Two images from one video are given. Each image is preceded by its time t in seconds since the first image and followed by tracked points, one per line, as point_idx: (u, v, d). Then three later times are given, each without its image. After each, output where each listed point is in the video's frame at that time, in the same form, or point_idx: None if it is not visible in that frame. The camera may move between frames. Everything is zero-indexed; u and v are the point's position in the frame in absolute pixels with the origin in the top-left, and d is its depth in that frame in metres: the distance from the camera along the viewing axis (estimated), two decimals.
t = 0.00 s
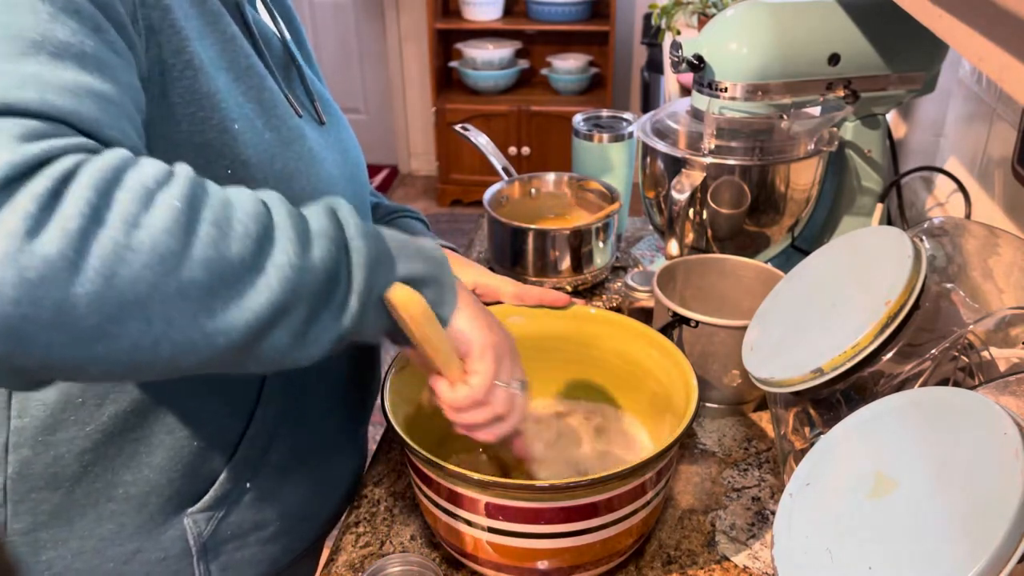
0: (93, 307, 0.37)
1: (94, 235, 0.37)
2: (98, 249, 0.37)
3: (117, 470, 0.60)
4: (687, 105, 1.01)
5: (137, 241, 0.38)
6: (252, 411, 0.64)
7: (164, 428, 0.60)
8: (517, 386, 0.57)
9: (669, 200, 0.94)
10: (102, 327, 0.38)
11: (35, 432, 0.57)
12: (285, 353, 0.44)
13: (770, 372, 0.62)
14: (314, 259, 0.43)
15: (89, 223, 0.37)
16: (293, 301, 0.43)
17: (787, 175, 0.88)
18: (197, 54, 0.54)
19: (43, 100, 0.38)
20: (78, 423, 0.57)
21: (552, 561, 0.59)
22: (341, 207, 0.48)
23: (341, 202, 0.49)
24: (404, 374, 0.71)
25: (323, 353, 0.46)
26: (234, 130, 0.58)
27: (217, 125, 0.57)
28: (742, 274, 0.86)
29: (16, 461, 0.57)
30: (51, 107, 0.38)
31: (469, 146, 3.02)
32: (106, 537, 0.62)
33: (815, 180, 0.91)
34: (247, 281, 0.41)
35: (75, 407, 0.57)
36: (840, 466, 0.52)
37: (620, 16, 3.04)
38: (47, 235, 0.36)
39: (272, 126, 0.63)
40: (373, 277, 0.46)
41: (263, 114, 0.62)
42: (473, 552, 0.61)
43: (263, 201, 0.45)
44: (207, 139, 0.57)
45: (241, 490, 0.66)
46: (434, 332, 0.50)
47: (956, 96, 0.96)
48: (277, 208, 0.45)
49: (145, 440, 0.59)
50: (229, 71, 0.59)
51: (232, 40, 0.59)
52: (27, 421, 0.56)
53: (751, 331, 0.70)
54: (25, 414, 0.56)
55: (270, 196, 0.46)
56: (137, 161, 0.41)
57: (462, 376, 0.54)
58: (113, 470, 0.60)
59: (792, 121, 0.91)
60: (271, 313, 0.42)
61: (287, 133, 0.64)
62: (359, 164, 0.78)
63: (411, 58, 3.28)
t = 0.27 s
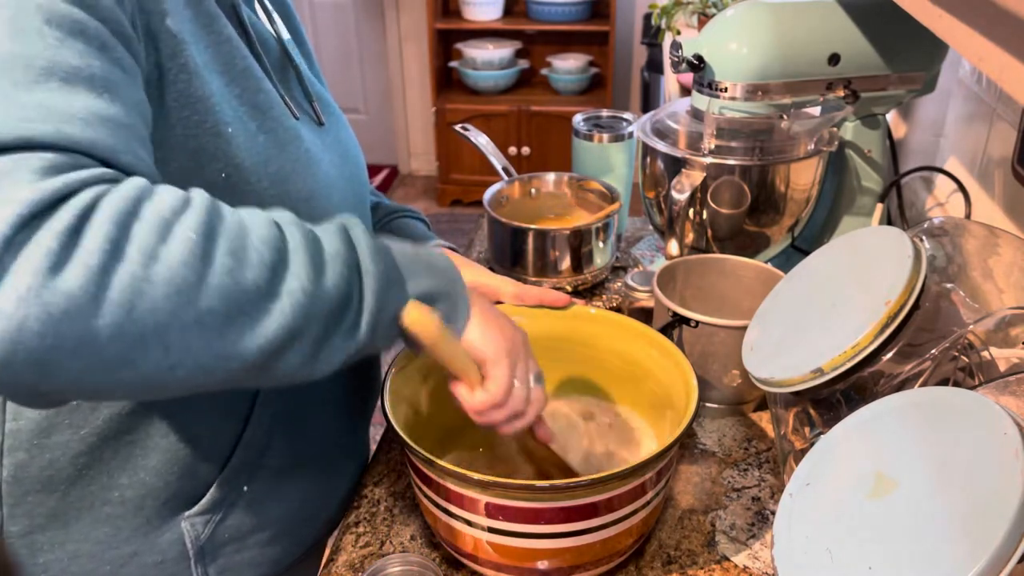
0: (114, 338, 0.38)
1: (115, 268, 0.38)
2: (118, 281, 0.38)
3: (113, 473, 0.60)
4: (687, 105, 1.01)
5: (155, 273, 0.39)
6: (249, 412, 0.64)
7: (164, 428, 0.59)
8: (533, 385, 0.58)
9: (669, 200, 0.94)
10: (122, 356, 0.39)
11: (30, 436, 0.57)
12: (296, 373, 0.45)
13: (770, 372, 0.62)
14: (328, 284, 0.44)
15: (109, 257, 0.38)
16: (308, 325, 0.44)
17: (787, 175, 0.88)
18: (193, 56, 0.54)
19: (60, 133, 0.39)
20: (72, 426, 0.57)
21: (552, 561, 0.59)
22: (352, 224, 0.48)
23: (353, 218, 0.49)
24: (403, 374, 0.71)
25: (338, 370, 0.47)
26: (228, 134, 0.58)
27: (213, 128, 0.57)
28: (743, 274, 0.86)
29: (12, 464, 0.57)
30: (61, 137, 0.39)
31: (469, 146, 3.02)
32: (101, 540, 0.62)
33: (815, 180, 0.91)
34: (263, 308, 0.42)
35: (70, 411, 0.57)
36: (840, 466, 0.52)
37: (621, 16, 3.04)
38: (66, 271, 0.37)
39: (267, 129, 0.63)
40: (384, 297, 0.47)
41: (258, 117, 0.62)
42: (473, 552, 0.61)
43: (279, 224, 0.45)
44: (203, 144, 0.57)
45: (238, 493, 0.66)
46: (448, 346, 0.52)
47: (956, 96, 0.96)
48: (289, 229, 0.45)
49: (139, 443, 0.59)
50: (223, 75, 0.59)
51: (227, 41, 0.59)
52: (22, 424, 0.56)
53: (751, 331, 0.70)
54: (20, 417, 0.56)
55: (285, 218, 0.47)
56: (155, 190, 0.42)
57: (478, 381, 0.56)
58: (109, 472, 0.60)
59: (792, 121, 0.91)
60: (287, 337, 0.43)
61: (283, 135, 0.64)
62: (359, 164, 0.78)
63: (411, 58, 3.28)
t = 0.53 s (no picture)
0: (122, 361, 0.39)
1: (125, 292, 0.39)
2: (128, 306, 0.39)
3: (109, 474, 0.59)
4: (687, 105, 1.01)
5: (163, 298, 0.40)
6: (246, 416, 0.64)
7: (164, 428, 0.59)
8: (555, 402, 0.55)
9: (669, 200, 0.94)
10: (131, 376, 0.40)
11: (27, 436, 0.56)
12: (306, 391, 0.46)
13: (769, 372, 0.62)
14: (336, 308, 0.45)
15: (119, 283, 0.39)
16: (316, 345, 0.45)
17: (787, 175, 0.88)
18: (188, 58, 0.54)
19: (65, 155, 0.39)
20: (70, 427, 0.57)
21: (552, 561, 0.59)
22: (367, 251, 0.49)
23: (367, 242, 0.50)
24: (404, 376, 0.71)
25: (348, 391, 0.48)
26: (225, 137, 0.58)
27: (209, 131, 0.56)
28: (743, 274, 0.86)
29: (8, 464, 0.57)
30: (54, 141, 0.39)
31: (469, 146, 3.01)
32: (97, 542, 0.61)
33: (815, 180, 0.91)
34: (269, 331, 0.43)
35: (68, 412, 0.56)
36: (840, 466, 0.52)
37: (621, 15, 3.04)
38: (80, 294, 0.38)
39: (266, 132, 0.63)
40: (394, 316, 0.48)
41: (256, 120, 0.62)
42: (473, 552, 0.61)
43: (289, 246, 0.46)
44: (199, 146, 0.56)
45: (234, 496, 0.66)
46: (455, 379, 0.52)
47: (956, 96, 0.96)
48: (301, 253, 0.46)
49: (137, 445, 0.59)
50: (221, 77, 0.59)
51: (225, 44, 0.59)
52: (19, 424, 0.56)
53: (751, 331, 0.70)
54: (16, 418, 0.56)
55: (297, 240, 0.47)
56: (167, 215, 0.43)
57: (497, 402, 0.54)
58: (105, 473, 0.59)
59: (792, 121, 0.91)
60: (292, 359, 0.44)
61: (280, 138, 0.64)
62: (359, 168, 0.78)
63: (411, 58, 3.28)
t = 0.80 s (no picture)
0: (131, 342, 0.39)
1: (134, 275, 0.39)
2: (138, 289, 0.39)
3: (106, 472, 0.60)
4: (687, 105, 1.01)
5: (172, 280, 0.40)
6: (242, 413, 0.63)
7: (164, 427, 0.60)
8: (529, 372, 0.58)
9: (669, 200, 0.94)
10: (140, 357, 0.40)
11: (23, 433, 0.57)
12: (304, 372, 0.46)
13: (769, 372, 0.62)
14: (336, 291, 0.45)
15: (128, 264, 0.39)
16: (317, 328, 0.45)
17: (787, 175, 0.88)
18: (185, 55, 0.54)
19: (73, 139, 0.39)
20: (65, 425, 0.57)
21: (552, 561, 0.59)
22: (360, 233, 0.49)
23: (359, 224, 0.50)
24: (402, 376, 0.71)
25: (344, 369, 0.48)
26: (221, 133, 0.58)
27: (205, 128, 0.57)
28: (743, 274, 0.86)
29: (7, 461, 0.58)
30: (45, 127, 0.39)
31: (469, 146, 3.02)
32: (94, 539, 0.62)
33: (815, 180, 0.91)
34: (273, 312, 0.44)
35: (62, 409, 0.57)
36: (840, 466, 0.52)
37: (621, 16, 3.04)
38: (92, 276, 0.38)
39: (264, 129, 0.63)
40: (388, 301, 0.48)
41: (255, 115, 0.62)
42: (473, 552, 0.61)
43: (287, 229, 0.46)
44: (195, 142, 0.56)
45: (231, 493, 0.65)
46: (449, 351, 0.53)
47: (956, 96, 0.96)
48: (301, 237, 0.46)
49: (133, 443, 0.59)
50: (219, 73, 0.59)
51: (223, 40, 0.59)
52: (16, 421, 0.57)
53: (751, 331, 0.70)
54: (13, 414, 0.57)
55: (294, 225, 0.48)
56: (168, 198, 0.43)
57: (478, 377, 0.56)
58: (102, 471, 0.60)
59: (792, 121, 0.91)
60: (296, 339, 0.44)
61: (279, 135, 0.64)
62: (359, 167, 0.78)
63: (411, 58, 3.28)
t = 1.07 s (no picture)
0: (67, 341, 0.38)
1: (69, 271, 0.38)
2: (72, 286, 0.38)
3: (106, 469, 0.60)
4: (687, 105, 1.01)
5: (111, 276, 0.38)
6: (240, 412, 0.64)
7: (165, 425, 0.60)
8: (523, 405, 0.53)
9: (669, 200, 0.94)
10: (79, 357, 0.39)
11: (23, 430, 0.57)
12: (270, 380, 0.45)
13: (769, 372, 0.62)
14: (298, 293, 0.43)
15: (63, 258, 0.38)
16: (277, 331, 0.43)
17: (787, 175, 0.88)
18: (177, 51, 0.55)
19: (20, 127, 0.38)
20: (64, 422, 0.57)
21: (552, 561, 0.59)
22: (338, 238, 0.47)
23: (340, 228, 0.48)
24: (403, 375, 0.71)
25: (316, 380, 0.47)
26: (216, 129, 0.58)
27: (199, 123, 0.57)
28: (742, 274, 0.86)
29: (6, 459, 0.57)
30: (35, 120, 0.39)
31: (469, 146, 3.02)
32: (95, 536, 0.62)
33: (815, 180, 0.91)
34: (228, 315, 0.42)
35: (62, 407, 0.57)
36: (840, 466, 0.52)
37: (621, 16, 3.04)
38: (21, 269, 0.37)
39: (260, 124, 0.63)
40: (362, 310, 0.46)
41: (250, 111, 0.62)
42: (473, 552, 0.61)
43: (255, 228, 0.45)
44: (188, 139, 0.56)
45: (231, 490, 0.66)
46: (423, 368, 0.50)
47: (956, 96, 0.96)
48: (266, 234, 0.44)
49: (133, 439, 0.59)
50: (214, 70, 0.59)
51: (217, 36, 0.59)
52: (15, 419, 0.56)
53: (751, 331, 0.70)
54: (12, 412, 0.56)
55: (262, 222, 0.46)
56: (123, 189, 0.42)
57: (463, 404, 0.52)
58: (102, 468, 0.59)
59: (793, 121, 0.90)
60: (253, 344, 0.42)
61: (276, 131, 0.64)
62: (359, 162, 0.78)
63: (411, 58, 3.28)
